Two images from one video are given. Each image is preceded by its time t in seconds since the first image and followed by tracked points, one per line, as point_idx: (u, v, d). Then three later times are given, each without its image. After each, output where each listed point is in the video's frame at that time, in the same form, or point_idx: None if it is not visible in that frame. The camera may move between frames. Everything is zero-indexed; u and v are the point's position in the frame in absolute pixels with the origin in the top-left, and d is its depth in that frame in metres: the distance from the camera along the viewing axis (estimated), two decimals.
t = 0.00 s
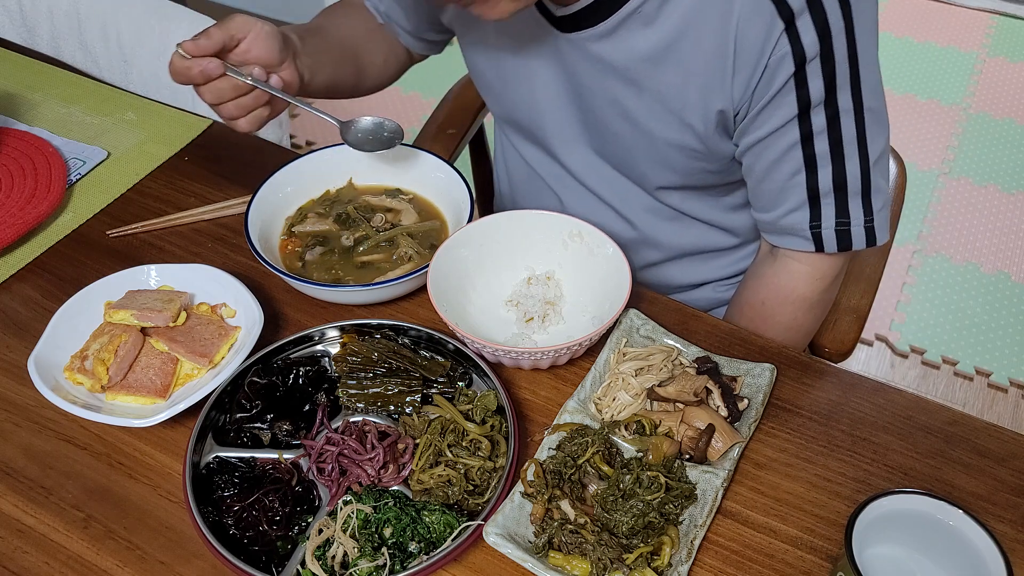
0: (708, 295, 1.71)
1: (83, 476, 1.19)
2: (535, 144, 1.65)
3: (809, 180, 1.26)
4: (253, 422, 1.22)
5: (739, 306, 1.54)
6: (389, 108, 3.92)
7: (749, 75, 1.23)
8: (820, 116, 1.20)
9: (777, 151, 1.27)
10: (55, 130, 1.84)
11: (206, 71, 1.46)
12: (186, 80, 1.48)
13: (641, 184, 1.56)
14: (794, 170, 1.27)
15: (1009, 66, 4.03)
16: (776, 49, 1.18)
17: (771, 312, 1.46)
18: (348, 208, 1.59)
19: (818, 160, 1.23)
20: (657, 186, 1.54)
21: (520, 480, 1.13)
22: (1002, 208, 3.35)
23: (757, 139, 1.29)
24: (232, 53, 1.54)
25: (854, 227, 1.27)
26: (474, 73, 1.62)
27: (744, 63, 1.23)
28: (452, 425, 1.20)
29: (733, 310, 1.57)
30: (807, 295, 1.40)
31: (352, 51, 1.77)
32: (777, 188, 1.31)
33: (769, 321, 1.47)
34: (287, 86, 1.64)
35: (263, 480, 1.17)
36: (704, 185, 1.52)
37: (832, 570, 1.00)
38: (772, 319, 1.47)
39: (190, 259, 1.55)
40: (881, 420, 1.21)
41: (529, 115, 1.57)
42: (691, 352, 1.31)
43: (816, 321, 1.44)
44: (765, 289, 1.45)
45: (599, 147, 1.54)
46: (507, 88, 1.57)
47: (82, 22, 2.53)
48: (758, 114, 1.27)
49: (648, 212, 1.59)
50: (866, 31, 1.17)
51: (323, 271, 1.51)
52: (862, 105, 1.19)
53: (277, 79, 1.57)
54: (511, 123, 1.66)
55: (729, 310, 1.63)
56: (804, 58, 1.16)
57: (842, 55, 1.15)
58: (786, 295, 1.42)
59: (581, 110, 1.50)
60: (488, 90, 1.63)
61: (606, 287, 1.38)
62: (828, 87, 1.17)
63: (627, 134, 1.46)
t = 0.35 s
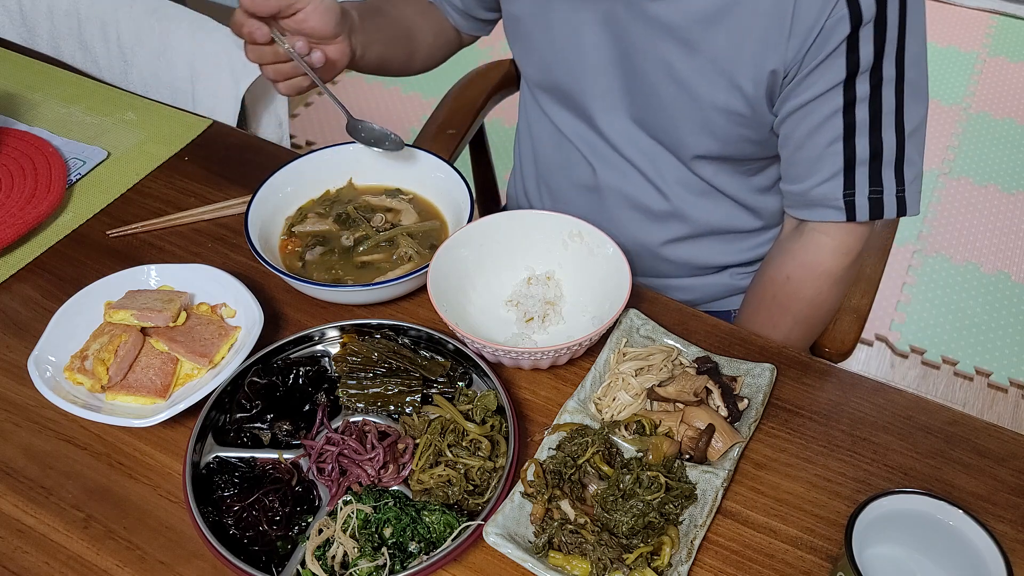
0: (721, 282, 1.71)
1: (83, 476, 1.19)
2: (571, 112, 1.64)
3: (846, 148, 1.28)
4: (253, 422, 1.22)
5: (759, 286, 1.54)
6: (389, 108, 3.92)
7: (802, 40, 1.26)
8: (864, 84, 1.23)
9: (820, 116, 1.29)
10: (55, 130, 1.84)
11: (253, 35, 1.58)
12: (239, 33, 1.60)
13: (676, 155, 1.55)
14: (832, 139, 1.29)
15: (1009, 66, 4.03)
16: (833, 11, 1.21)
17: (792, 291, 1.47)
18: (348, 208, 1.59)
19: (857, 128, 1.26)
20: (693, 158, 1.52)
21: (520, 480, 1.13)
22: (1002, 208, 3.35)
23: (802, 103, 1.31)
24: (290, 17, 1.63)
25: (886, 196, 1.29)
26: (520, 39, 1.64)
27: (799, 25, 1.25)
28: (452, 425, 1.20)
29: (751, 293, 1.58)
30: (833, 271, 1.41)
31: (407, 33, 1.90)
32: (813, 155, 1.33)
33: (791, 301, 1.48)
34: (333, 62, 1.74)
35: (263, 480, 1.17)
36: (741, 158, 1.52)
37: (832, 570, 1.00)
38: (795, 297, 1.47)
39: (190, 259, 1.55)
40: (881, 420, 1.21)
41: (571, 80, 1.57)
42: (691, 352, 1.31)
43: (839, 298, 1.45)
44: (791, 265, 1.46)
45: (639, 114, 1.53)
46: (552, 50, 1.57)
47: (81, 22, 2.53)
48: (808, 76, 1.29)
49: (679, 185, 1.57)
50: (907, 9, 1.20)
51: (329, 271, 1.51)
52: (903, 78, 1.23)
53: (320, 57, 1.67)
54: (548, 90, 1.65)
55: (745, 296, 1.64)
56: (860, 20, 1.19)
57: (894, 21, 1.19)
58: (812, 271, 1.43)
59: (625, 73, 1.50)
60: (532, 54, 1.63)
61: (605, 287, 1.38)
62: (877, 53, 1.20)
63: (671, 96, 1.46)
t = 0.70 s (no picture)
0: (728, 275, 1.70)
1: (83, 476, 1.19)
2: (593, 96, 1.63)
3: (865, 135, 1.31)
4: (253, 422, 1.22)
5: (763, 274, 1.54)
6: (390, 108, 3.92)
7: (835, 25, 1.28)
8: (889, 72, 1.26)
9: (842, 102, 1.31)
10: (56, 130, 1.84)
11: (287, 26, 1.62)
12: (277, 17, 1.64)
13: (698, 140, 1.54)
14: (851, 126, 1.32)
15: (1010, 66, 4.03)
16: None
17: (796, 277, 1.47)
18: (348, 208, 1.59)
19: (877, 115, 1.29)
20: (716, 143, 1.51)
21: (520, 480, 1.13)
22: (1002, 208, 3.35)
23: (825, 87, 1.33)
24: (334, 12, 1.66)
25: (901, 184, 1.31)
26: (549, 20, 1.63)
27: (832, 11, 1.27)
28: (452, 425, 1.20)
29: (754, 283, 1.58)
30: (841, 258, 1.42)
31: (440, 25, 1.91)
32: (831, 141, 1.35)
33: (795, 289, 1.48)
34: (358, 57, 1.76)
35: (263, 480, 1.17)
36: (762, 145, 1.51)
37: (832, 570, 1.00)
38: (800, 284, 1.47)
39: (190, 259, 1.55)
40: (881, 420, 1.21)
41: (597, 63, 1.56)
42: (691, 352, 1.31)
43: (842, 289, 1.45)
44: (799, 250, 1.46)
45: (665, 98, 1.52)
46: (580, 31, 1.56)
47: (81, 22, 2.53)
48: (835, 60, 1.30)
49: (698, 171, 1.56)
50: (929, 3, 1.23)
51: (329, 267, 1.51)
52: (926, 70, 1.26)
53: (345, 63, 1.74)
54: (571, 72, 1.64)
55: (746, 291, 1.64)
56: (894, 7, 1.22)
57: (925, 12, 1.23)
58: (819, 257, 1.43)
59: (655, 56, 1.49)
60: (559, 35, 1.62)
61: (605, 286, 1.38)
62: (905, 42, 1.24)
63: (701, 78, 1.45)
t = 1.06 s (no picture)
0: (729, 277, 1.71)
1: (82, 476, 1.19)
2: (602, 94, 1.63)
3: (872, 136, 1.31)
4: (253, 422, 1.22)
5: (763, 273, 1.54)
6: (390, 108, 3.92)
7: (850, 26, 1.27)
8: (899, 74, 1.27)
9: (851, 102, 1.31)
10: (56, 130, 1.83)
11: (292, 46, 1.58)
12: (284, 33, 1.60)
13: (706, 140, 1.53)
14: (859, 127, 1.32)
15: (1010, 66, 4.04)
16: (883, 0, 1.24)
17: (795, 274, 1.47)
18: (348, 208, 1.60)
19: (885, 117, 1.29)
20: (724, 142, 1.51)
21: (520, 480, 1.13)
22: (1002, 208, 3.35)
23: (835, 87, 1.33)
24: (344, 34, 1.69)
25: (905, 186, 1.31)
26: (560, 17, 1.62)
27: (849, 10, 1.27)
28: (452, 425, 1.20)
29: (754, 281, 1.58)
30: (842, 257, 1.42)
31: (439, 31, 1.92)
32: (837, 142, 1.35)
33: (795, 288, 1.48)
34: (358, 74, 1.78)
35: (263, 480, 1.17)
36: (770, 146, 1.51)
37: (832, 570, 1.00)
38: (800, 282, 1.47)
39: (190, 259, 1.55)
40: (881, 420, 1.21)
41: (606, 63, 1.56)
42: (691, 352, 1.31)
43: (842, 289, 1.45)
44: (800, 248, 1.46)
45: (675, 99, 1.52)
46: (591, 30, 1.56)
47: (81, 22, 2.53)
48: (847, 60, 1.30)
49: (704, 172, 1.56)
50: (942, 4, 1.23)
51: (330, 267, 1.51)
52: (935, 74, 1.27)
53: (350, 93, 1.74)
54: (579, 69, 1.63)
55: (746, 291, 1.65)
56: (908, 9, 1.23)
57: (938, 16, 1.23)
58: (819, 256, 1.43)
59: (668, 56, 1.49)
60: (569, 32, 1.61)
61: (605, 286, 1.38)
62: (917, 44, 1.24)
63: (713, 78, 1.45)
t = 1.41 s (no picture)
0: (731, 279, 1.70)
1: (83, 476, 1.19)
2: (600, 99, 1.63)
3: (872, 141, 1.31)
4: (253, 422, 1.22)
5: (762, 276, 1.54)
6: (390, 108, 3.92)
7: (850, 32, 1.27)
8: (899, 78, 1.27)
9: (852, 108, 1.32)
10: (56, 130, 1.84)
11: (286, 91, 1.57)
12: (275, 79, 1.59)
13: (706, 147, 1.53)
14: (858, 132, 1.32)
15: (1009, 66, 4.04)
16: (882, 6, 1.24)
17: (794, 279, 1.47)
18: (348, 208, 1.60)
19: (884, 122, 1.29)
20: (725, 149, 1.51)
21: (520, 480, 1.13)
22: (1002, 208, 3.35)
23: (835, 93, 1.33)
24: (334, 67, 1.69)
25: (905, 190, 1.32)
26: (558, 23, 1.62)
27: (849, 16, 1.26)
28: (452, 425, 1.20)
29: (753, 284, 1.57)
30: (842, 262, 1.42)
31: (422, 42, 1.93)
32: (837, 146, 1.35)
33: (794, 292, 1.48)
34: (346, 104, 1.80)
35: (263, 480, 1.17)
36: (770, 153, 1.51)
37: (832, 570, 1.00)
38: (800, 285, 1.46)
39: (190, 259, 1.55)
40: (881, 420, 1.21)
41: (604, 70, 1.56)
42: (691, 352, 1.31)
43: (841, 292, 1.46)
44: (799, 253, 1.45)
45: (673, 105, 1.52)
46: (591, 34, 1.56)
47: (81, 22, 2.52)
48: (847, 66, 1.30)
49: (702, 179, 1.56)
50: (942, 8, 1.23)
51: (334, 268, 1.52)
52: (934, 78, 1.27)
53: (359, 114, 1.70)
54: (577, 75, 1.63)
55: (745, 292, 1.65)
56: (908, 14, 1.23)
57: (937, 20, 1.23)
58: (819, 261, 1.43)
59: (667, 63, 1.49)
60: (568, 37, 1.61)
61: (605, 286, 1.38)
62: (917, 50, 1.24)
63: (713, 84, 1.45)
